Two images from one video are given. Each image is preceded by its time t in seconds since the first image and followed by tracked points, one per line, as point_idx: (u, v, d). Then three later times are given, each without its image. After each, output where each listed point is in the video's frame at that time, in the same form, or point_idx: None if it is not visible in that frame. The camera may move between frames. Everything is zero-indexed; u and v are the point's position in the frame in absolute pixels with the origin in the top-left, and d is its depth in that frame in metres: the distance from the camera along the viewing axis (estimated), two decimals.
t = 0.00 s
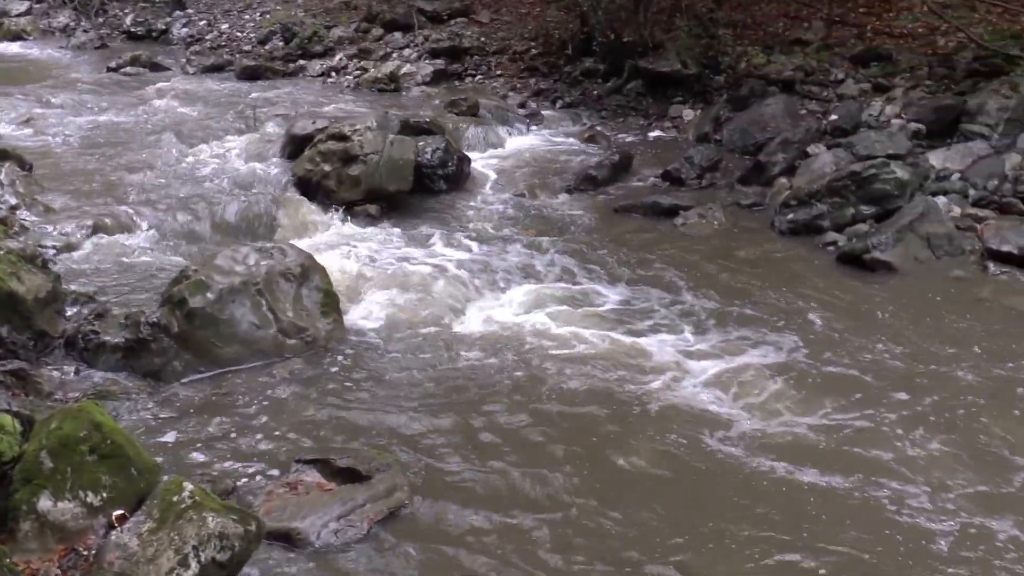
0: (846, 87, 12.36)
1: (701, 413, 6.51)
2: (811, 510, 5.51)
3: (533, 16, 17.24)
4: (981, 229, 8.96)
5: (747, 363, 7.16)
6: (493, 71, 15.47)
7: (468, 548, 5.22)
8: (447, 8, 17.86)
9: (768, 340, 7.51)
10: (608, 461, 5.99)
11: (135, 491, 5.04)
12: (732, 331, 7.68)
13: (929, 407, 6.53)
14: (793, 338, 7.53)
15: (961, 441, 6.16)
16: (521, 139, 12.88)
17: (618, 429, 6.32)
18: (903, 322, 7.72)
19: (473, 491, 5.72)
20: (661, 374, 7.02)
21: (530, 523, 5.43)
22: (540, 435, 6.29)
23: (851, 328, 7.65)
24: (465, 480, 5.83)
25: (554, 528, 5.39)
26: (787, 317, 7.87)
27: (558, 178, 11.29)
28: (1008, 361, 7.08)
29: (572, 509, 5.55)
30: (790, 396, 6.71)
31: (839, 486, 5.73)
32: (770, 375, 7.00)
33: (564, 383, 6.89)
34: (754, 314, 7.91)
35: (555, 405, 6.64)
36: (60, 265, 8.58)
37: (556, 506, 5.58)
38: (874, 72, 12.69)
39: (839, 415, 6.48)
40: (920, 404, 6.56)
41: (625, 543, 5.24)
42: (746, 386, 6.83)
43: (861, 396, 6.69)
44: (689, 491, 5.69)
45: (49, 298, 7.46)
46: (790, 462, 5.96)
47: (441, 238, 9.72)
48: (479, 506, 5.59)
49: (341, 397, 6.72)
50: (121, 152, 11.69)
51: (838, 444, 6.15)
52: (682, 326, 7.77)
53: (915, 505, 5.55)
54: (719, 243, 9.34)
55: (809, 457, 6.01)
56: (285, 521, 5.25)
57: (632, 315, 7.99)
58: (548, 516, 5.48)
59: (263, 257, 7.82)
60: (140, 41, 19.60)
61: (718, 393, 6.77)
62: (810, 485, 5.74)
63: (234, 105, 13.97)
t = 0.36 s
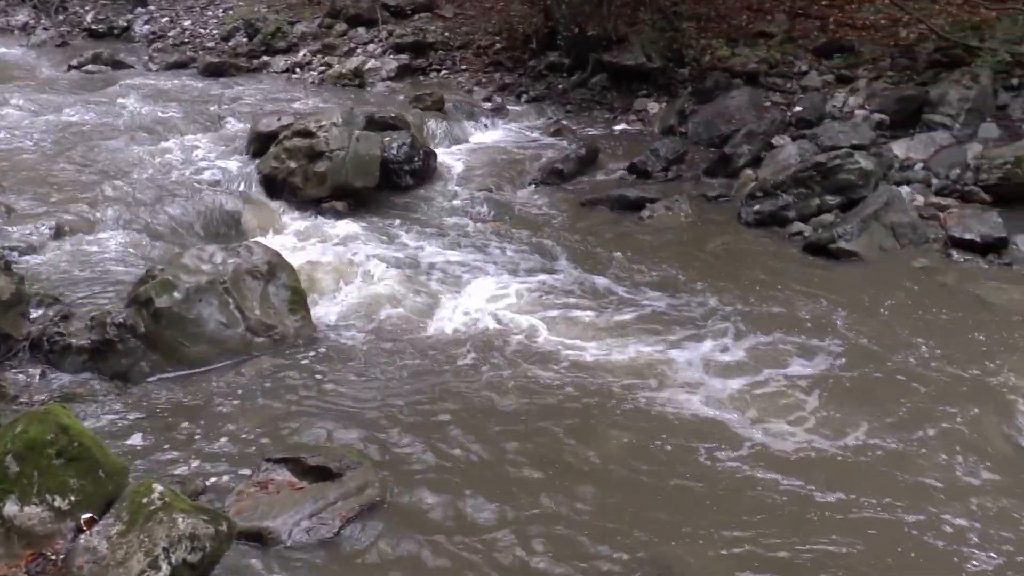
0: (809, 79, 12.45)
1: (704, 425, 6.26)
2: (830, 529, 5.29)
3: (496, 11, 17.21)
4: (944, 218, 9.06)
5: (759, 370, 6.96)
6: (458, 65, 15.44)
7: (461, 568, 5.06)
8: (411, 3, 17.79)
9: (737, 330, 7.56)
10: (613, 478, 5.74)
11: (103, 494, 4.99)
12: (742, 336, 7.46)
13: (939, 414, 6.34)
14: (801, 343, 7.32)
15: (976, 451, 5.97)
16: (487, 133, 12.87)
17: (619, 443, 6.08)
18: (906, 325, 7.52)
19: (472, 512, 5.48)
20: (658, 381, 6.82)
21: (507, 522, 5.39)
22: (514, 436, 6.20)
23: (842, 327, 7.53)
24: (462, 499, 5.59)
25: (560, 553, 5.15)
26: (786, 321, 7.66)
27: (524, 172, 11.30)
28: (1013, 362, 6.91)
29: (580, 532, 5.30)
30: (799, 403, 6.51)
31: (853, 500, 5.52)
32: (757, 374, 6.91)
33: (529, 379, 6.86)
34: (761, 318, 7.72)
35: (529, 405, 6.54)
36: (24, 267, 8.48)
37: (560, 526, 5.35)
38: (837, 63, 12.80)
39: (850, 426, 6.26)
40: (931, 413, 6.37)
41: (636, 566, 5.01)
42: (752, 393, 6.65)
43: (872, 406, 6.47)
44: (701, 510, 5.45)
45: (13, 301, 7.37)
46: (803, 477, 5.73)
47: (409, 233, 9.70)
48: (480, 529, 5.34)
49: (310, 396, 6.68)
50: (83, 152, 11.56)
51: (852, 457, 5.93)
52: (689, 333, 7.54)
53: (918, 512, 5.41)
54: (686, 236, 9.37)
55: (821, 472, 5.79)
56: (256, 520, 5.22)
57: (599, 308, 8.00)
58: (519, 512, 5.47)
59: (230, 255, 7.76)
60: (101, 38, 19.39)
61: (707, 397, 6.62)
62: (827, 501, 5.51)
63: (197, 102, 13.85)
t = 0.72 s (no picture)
0: (773, 71, 12.52)
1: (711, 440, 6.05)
2: (842, 549, 5.09)
3: (459, 6, 17.17)
4: (908, 207, 9.14)
5: (778, 382, 6.70)
6: (422, 61, 15.40)
7: (433, 565, 5.04)
8: None
9: (704, 321, 7.60)
10: (616, 498, 5.52)
11: (70, 498, 4.93)
12: (752, 344, 7.22)
13: (935, 418, 6.23)
14: (800, 345, 7.18)
15: (988, 465, 5.78)
16: (452, 128, 12.85)
17: (623, 461, 5.85)
18: (909, 330, 7.32)
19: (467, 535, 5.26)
20: (669, 390, 6.62)
21: (482, 521, 5.36)
22: (478, 428, 6.22)
23: (809, 317, 7.58)
24: (457, 520, 5.37)
25: (543, 558, 5.07)
26: (755, 311, 7.71)
27: (489, 167, 11.29)
28: (1018, 369, 6.74)
29: (582, 555, 5.08)
30: (811, 413, 6.31)
31: (853, 509, 5.40)
32: (724, 365, 6.95)
33: (490, 372, 6.89)
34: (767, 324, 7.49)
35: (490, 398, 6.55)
36: None
37: (541, 531, 5.28)
38: (799, 55, 12.88)
39: (850, 431, 6.13)
40: (917, 410, 6.32)
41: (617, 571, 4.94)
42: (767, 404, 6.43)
43: (870, 410, 6.34)
44: (710, 534, 5.22)
45: None
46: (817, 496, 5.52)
47: (376, 229, 9.67)
48: (476, 552, 5.12)
49: (279, 395, 6.65)
50: (44, 151, 11.42)
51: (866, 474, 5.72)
52: (700, 343, 7.27)
53: (889, 503, 5.44)
54: (652, 228, 9.41)
55: (808, 473, 5.73)
56: (226, 521, 5.19)
57: (567, 301, 8.01)
58: (490, 507, 5.48)
59: (195, 254, 7.70)
60: (61, 36, 19.16)
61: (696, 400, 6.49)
62: (841, 521, 5.31)
63: (159, 100, 13.73)
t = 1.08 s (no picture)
0: (736, 64, 12.59)
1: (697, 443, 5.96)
2: (855, 566, 4.92)
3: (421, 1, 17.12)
4: (869, 197, 9.23)
5: (806, 396, 6.44)
6: (385, 56, 15.34)
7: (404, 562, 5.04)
8: None
9: (670, 313, 7.64)
10: (589, 493, 5.54)
11: (35, 504, 4.90)
12: (766, 352, 7.00)
13: (907, 409, 6.28)
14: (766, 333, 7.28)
15: (983, 470, 5.71)
16: (417, 123, 12.80)
17: (626, 479, 5.65)
18: (896, 328, 7.24)
19: (450, 544, 5.16)
20: (684, 402, 6.41)
21: (455, 519, 5.35)
22: (448, 424, 6.23)
23: (775, 307, 7.63)
24: (428, 518, 5.37)
25: (516, 555, 5.07)
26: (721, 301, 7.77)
27: (453, 162, 11.29)
28: (985, 360, 6.81)
29: (573, 566, 4.97)
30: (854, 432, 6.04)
31: (825, 499, 5.45)
32: (691, 355, 7.00)
33: (455, 367, 6.89)
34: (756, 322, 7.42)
35: (456, 393, 6.56)
36: None
37: (514, 527, 5.28)
38: (761, 48, 12.97)
39: (822, 420, 6.18)
40: (890, 401, 6.36)
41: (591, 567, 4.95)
42: (796, 421, 6.17)
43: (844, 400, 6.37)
44: (695, 536, 5.18)
45: None
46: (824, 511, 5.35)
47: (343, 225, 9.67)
48: (457, 560, 5.05)
49: (247, 394, 6.61)
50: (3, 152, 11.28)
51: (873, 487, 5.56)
52: (696, 345, 7.13)
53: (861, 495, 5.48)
54: (619, 221, 9.44)
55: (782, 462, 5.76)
56: (195, 522, 5.17)
57: (533, 296, 8.03)
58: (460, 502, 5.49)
59: (160, 254, 7.64)
60: (18, 34, 18.91)
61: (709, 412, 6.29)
62: (826, 520, 5.28)
63: (120, 99, 13.59)
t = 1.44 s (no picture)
0: (696, 59, 12.67)
1: (673, 442, 5.95)
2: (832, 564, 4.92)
3: None
4: (829, 188, 9.32)
5: (784, 394, 6.43)
6: (347, 52, 15.29)
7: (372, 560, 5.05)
8: None
9: (635, 306, 7.68)
10: (558, 489, 5.55)
11: None
12: (731, 343, 7.06)
13: (874, 400, 6.33)
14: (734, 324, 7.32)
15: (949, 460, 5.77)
16: (380, 119, 12.77)
17: (602, 479, 5.63)
18: (862, 317, 7.30)
19: (418, 543, 5.17)
20: (651, 396, 6.45)
21: (422, 516, 5.36)
22: (413, 421, 6.24)
23: (739, 298, 7.69)
24: (395, 516, 5.38)
25: (484, 551, 5.09)
26: (686, 294, 7.83)
27: (417, 158, 11.28)
28: (947, 351, 6.88)
29: (542, 562, 4.99)
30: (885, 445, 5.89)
31: (791, 491, 5.50)
32: (656, 348, 7.05)
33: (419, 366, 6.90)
34: (731, 317, 7.41)
35: (420, 389, 6.58)
36: None
37: (481, 524, 5.31)
38: (721, 43, 13.05)
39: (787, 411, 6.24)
40: (860, 392, 6.40)
41: (560, 563, 4.97)
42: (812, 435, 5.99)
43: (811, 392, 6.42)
44: (664, 530, 5.21)
45: None
46: (827, 523, 5.25)
47: (308, 222, 9.64)
48: (425, 558, 5.06)
49: (212, 394, 6.59)
50: None
51: (875, 497, 5.46)
52: (661, 338, 7.18)
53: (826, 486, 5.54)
54: (583, 215, 9.47)
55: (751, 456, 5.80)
56: (163, 524, 5.16)
57: (499, 291, 8.05)
58: (429, 500, 5.50)
59: (123, 254, 7.59)
60: None
61: (694, 414, 6.24)
62: (791, 512, 5.33)
63: (80, 97, 13.47)
